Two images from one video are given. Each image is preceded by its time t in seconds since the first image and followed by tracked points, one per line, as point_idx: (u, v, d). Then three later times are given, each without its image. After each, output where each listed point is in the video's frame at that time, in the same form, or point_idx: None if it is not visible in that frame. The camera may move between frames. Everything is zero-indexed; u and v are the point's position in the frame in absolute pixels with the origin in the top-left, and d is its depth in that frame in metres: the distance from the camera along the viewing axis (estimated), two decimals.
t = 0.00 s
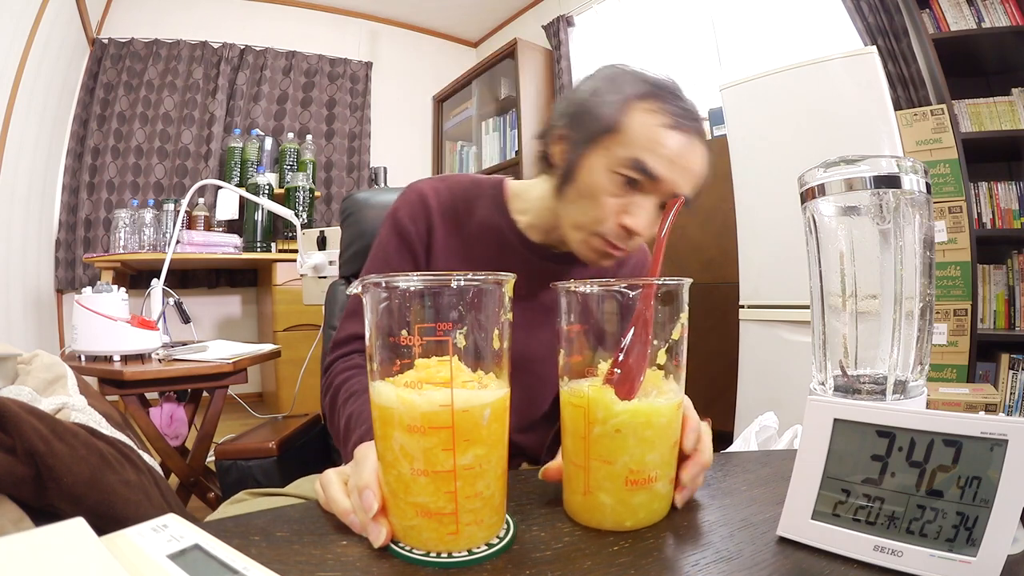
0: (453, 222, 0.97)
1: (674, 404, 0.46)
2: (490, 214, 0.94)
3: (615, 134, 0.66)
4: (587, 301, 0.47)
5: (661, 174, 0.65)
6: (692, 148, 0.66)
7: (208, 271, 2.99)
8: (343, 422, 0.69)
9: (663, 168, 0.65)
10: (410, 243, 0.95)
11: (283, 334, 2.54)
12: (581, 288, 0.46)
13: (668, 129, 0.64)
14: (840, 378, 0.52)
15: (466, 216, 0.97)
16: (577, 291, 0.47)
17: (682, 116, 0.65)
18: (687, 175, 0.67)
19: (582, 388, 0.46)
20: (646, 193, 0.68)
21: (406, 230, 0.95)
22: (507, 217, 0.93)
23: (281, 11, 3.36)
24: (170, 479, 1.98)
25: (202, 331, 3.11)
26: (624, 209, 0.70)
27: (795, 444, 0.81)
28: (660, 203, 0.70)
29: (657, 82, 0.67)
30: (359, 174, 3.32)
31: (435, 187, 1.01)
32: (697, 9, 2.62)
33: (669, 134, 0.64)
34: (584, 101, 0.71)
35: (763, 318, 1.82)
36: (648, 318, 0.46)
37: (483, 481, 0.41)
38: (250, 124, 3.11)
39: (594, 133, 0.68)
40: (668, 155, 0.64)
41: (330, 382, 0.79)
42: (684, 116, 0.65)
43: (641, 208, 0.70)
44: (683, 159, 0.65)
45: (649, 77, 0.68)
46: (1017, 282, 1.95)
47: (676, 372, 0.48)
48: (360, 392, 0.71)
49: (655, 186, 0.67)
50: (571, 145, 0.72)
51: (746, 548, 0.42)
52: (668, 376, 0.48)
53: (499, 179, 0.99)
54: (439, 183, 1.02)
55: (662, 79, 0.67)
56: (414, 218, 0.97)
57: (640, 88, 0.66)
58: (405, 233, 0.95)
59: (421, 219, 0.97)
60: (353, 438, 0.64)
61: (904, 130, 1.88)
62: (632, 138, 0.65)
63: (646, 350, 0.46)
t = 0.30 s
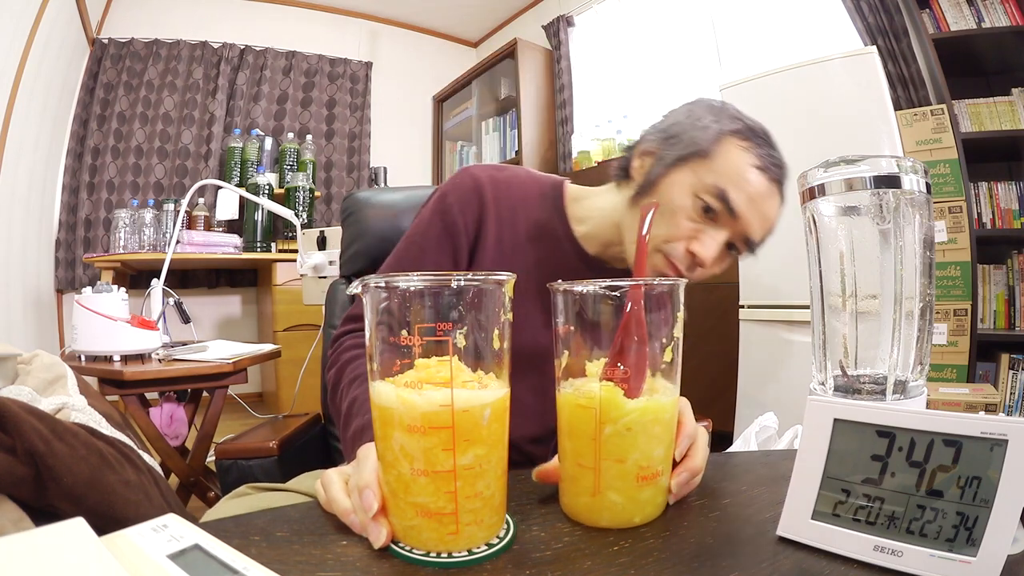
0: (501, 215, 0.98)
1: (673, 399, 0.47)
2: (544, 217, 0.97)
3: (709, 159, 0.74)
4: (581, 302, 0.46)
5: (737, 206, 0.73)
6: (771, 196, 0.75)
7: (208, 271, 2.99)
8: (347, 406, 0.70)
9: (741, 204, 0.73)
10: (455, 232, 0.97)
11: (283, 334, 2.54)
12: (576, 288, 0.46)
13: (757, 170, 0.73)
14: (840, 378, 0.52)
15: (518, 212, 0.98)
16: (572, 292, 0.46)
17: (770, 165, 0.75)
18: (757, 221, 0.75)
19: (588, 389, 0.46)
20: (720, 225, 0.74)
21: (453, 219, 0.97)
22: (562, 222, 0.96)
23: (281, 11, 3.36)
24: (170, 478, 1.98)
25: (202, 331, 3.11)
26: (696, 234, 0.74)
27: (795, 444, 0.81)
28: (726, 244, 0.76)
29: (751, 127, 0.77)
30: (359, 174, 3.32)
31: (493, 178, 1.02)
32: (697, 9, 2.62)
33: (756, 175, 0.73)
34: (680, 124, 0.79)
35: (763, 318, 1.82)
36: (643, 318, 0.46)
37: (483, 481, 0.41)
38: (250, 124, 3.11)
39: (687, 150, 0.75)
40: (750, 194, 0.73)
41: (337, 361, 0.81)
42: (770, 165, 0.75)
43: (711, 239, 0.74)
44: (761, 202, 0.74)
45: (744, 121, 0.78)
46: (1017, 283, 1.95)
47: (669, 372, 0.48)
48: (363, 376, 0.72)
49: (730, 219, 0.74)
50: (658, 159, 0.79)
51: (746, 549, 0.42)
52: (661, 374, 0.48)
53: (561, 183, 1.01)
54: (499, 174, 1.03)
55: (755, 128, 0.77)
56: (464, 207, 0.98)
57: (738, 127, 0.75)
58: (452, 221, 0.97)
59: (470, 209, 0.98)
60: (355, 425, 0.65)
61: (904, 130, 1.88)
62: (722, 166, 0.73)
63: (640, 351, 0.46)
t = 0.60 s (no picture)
0: (524, 216, 0.98)
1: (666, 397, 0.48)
2: (568, 221, 0.98)
3: (745, 177, 0.78)
4: (570, 302, 0.46)
5: (771, 225, 0.76)
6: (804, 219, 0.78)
7: (208, 271, 2.99)
8: (351, 400, 0.70)
9: (775, 224, 0.76)
10: (476, 229, 0.95)
11: (282, 334, 2.54)
12: (568, 288, 0.46)
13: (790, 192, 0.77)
14: (840, 378, 0.52)
15: (542, 214, 0.98)
16: (563, 292, 0.46)
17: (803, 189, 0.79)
18: (790, 242, 0.78)
19: (585, 389, 0.46)
20: (750, 243, 0.78)
21: (475, 216, 0.95)
22: (586, 227, 0.97)
23: (281, 11, 3.36)
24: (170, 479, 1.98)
25: (202, 331, 3.11)
26: (724, 249, 0.78)
27: (795, 444, 0.81)
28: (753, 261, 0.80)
29: (785, 151, 0.82)
30: (359, 174, 3.32)
31: (518, 177, 1.01)
32: (697, 8, 2.62)
33: (790, 196, 0.76)
34: (718, 141, 0.84)
35: (763, 318, 1.82)
36: (631, 319, 0.46)
37: (483, 481, 0.41)
38: (250, 124, 3.11)
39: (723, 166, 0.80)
40: (785, 216, 0.76)
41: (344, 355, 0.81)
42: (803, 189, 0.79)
43: (740, 255, 0.78)
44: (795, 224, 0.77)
45: (780, 143, 0.82)
46: (1017, 283, 1.95)
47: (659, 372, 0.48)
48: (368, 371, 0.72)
49: (762, 238, 0.77)
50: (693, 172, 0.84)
51: (746, 548, 0.42)
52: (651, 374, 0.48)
53: (586, 188, 1.02)
54: (524, 173, 1.02)
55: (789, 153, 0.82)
56: (487, 205, 0.97)
57: (774, 149, 0.80)
58: (473, 218, 0.95)
59: (493, 207, 0.97)
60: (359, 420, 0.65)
61: (904, 130, 1.88)
62: (757, 185, 0.77)
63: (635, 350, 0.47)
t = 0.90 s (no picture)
0: (514, 213, 0.98)
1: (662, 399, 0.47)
2: (558, 218, 0.98)
3: (732, 167, 0.77)
4: (569, 302, 0.46)
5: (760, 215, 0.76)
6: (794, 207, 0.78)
7: (208, 271, 2.99)
8: (349, 401, 0.70)
9: (765, 213, 0.76)
10: (468, 231, 0.96)
11: (282, 334, 2.54)
12: (568, 288, 0.46)
13: (779, 180, 0.76)
14: (840, 378, 0.52)
15: (531, 212, 0.98)
16: (563, 292, 0.46)
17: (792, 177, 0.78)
18: (781, 231, 0.78)
19: (584, 389, 0.46)
20: (739, 234, 0.78)
21: (467, 217, 0.95)
22: (577, 225, 0.97)
23: (281, 11, 3.36)
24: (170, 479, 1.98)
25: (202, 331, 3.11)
26: (713, 241, 0.78)
27: (795, 444, 0.81)
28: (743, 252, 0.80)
29: (773, 138, 0.81)
30: (359, 174, 3.32)
31: (509, 176, 1.01)
32: (697, 8, 2.62)
33: (778, 184, 0.76)
34: (702, 134, 0.84)
35: (764, 317, 1.82)
36: (631, 320, 0.46)
37: (483, 481, 0.41)
38: (250, 124, 3.11)
39: (711, 158, 0.79)
40: (774, 204, 0.76)
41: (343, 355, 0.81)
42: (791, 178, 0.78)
43: (728, 247, 0.78)
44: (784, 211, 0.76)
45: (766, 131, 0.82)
46: (1017, 282, 1.95)
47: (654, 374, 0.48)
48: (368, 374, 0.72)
49: (751, 228, 0.77)
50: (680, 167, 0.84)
51: (746, 548, 0.42)
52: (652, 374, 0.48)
53: (576, 186, 1.02)
54: (513, 174, 1.02)
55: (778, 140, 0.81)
56: (477, 205, 0.97)
57: (760, 137, 0.80)
58: (464, 219, 0.95)
59: (484, 207, 0.97)
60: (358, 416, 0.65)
61: (904, 130, 1.88)
62: (745, 174, 0.76)
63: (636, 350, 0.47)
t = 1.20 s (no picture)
0: (474, 215, 0.98)
1: (651, 403, 0.45)
2: (514, 211, 0.96)
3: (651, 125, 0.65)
4: (570, 301, 0.46)
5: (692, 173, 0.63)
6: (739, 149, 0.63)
7: (208, 271, 2.99)
8: (344, 416, 0.69)
9: (698, 168, 0.63)
10: (434, 236, 0.96)
11: (282, 334, 2.54)
12: (567, 287, 0.46)
13: (707, 125, 0.61)
14: (839, 378, 0.52)
15: (489, 211, 0.98)
16: (563, 292, 0.47)
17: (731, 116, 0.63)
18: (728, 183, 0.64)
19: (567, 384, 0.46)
20: (672, 191, 0.66)
21: (429, 224, 0.96)
22: (534, 216, 0.94)
23: (281, 11, 3.36)
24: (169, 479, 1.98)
25: (202, 331, 3.11)
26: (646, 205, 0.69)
27: (795, 444, 0.81)
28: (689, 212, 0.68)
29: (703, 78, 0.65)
30: (359, 175, 3.32)
31: (464, 180, 1.01)
32: (697, 9, 2.62)
33: (708, 131, 0.61)
34: (617, 98, 0.71)
35: (764, 317, 1.82)
36: (638, 323, 0.46)
37: (483, 481, 0.41)
38: (250, 124, 3.11)
39: (628, 122, 0.67)
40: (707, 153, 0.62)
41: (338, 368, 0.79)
42: (730, 117, 0.63)
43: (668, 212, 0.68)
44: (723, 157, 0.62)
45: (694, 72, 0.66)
46: (1017, 282, 1.95)
47: (661, 374, 0.48)
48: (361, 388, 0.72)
49: (686, 186, 0.65)
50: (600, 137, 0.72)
51: (746, 548, 0.42)
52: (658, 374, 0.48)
53: (531, 177, 0.99)
54: (468, 176, 1.02)
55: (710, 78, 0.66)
56: (437, 211, 0.98)
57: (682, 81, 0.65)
58: (427, 226, 0.96)
59: (444, 213, 0.98)
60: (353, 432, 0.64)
61: (904, 130, 1.88)
62: (665, 132, 0.63)
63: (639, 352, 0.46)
